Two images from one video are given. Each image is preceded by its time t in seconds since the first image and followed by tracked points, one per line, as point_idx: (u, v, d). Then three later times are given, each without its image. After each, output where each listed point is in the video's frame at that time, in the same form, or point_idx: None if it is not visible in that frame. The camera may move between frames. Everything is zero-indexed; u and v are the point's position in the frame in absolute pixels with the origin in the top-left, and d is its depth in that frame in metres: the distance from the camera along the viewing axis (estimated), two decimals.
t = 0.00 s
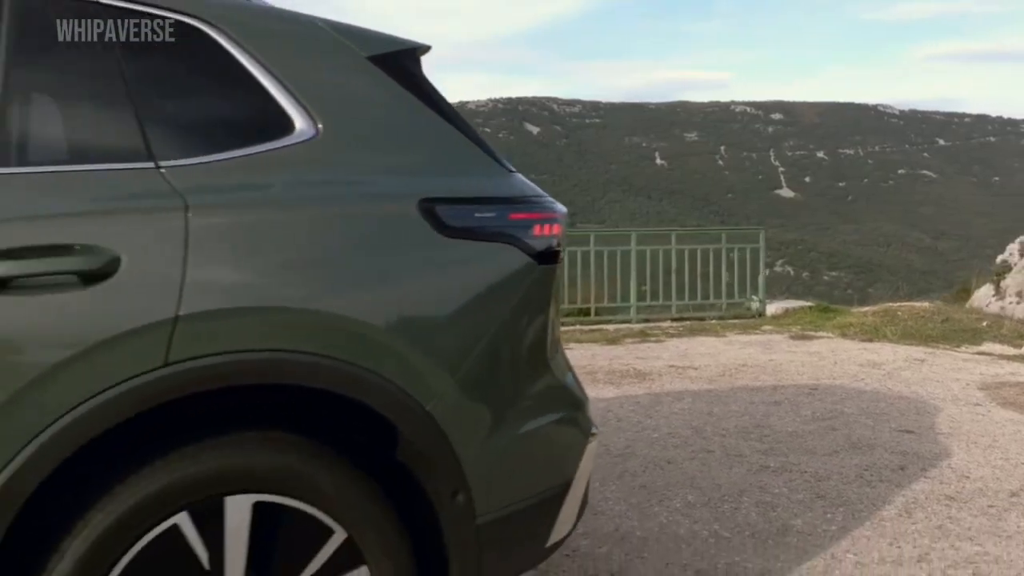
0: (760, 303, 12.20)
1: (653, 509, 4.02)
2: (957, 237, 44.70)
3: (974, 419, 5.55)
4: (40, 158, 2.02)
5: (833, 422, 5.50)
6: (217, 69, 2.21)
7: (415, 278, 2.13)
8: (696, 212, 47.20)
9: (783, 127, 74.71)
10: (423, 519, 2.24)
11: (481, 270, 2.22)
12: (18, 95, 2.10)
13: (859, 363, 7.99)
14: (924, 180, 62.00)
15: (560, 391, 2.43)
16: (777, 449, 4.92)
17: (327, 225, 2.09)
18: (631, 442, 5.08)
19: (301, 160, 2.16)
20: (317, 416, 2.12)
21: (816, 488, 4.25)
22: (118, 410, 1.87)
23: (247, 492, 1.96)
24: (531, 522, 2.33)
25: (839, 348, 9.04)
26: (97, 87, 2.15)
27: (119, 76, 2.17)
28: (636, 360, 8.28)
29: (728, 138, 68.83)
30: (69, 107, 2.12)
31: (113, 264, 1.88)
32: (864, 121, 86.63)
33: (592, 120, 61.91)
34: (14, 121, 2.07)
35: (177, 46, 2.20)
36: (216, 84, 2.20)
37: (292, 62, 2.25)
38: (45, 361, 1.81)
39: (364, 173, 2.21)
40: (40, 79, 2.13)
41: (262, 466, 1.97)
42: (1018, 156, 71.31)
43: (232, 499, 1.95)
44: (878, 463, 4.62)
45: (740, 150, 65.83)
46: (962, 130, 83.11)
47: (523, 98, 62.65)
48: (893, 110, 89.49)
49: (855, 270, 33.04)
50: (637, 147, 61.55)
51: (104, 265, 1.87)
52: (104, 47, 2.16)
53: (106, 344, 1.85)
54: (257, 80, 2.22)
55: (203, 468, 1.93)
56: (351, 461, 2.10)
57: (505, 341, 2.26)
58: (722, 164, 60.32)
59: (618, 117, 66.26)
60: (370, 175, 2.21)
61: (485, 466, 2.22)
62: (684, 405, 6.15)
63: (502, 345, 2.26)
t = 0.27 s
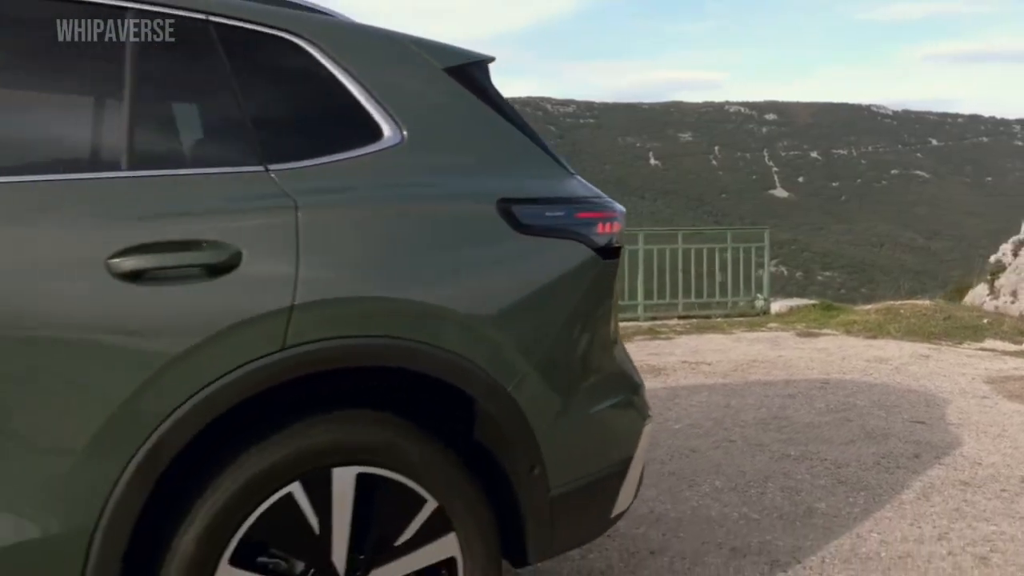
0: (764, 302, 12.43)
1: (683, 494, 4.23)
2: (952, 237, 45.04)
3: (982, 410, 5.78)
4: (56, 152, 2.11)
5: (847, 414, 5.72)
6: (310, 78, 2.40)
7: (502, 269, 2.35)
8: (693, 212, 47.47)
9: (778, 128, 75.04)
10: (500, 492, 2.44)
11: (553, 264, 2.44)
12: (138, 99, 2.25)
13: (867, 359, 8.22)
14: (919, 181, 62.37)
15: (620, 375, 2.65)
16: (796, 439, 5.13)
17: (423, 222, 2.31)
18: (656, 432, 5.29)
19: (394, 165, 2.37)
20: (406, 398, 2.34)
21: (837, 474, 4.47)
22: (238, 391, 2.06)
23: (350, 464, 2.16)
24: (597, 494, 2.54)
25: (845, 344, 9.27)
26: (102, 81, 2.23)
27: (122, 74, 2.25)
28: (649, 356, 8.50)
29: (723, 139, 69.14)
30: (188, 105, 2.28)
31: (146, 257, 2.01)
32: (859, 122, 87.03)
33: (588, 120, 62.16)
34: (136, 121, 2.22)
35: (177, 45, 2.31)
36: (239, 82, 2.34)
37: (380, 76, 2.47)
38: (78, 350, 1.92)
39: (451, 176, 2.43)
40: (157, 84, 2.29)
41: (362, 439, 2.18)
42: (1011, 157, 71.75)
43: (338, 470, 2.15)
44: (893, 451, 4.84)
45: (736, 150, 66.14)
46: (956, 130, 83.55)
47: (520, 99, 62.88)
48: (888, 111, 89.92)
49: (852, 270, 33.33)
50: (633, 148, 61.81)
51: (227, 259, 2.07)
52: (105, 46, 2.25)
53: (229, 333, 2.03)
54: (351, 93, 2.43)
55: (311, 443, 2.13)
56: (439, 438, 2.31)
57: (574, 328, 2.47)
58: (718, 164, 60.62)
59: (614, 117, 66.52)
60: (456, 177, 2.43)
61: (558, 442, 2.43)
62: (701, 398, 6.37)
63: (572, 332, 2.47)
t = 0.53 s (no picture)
0: (768, 300, 12.67)
1: (708, 479, 4.45)
2: (947, 237, 45.39)
3: (988, 402, 6.01)
4: (58, 151, 2.21)
5: (859, 406, 5.94)
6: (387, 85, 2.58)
7: (563, 264, 2.57)
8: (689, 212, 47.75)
9: (773, 127, 75.37)
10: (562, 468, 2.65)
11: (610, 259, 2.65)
12: (241, 100, 2.42)
13: (873, 354, 8.46)
14: (913, 181, 62.74)
15: (669, 362, 2.86)
16: (811, 429, 5.35)
17: (492, 221, 2.52)
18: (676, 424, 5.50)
19: (466, 168, 2.58)
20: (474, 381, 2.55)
21: (853, 461, 4.68)
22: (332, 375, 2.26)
23: (432, 440, 2.37)
24: (649, 471, 2.75)
25: (850, 341, 9.50)
26: (102, 81, 2.33)
27: (122, 73, 2.35)
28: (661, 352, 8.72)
29: (719, 139, 69.45)
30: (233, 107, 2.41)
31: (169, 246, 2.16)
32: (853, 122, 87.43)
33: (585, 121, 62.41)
34: (183, 122, 2.35)
35: (176, 45, 2.39)
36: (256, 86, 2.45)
37: (450, 84, 2.67)
38: (97, 331, 2.08)
39: (515, 178, 2.64)
40: (255, 87, 2.45)
41: (441, 419, 2.38)
42: (1005, 157, 72.17)
43: (421, 446, 2.35)
44: (906, 440, 5.06)
45: (731, 151, 66.45)
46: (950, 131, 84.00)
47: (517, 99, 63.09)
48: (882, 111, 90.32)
49: (848, 270, 33.62)
50: (630, 148, 62.09)
51: (324, 254, 2.28)
52: (104, 46, 2.33)
53: (322, 321, 2.25)
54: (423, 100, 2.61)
55: (396, 421, 2.33)
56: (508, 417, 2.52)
57: (629, 317, 2.68)
58: (714, 164, 60.92)
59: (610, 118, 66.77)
60: (520, 180, 2.64)
61: (615, 422, 2.64)
62: (716, 391, 6.59)
63: (627, 321, 2.68)
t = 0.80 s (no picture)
0: (771, 298, 12.87)
1: (727, 467, 4.64)
2: (942, 237, 45.69)
3: (992, 396, 6.21)
4: (59, 151, 2.30)
5: (867, 399, 6.14)
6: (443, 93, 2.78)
7: (606, 260, 2.76)
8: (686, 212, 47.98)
9: (769, 128, 75.66)
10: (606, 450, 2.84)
11: (651, 255, 2.84)
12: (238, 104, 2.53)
13: (877, 350, 8.66)
14: (908, 181, 63.05)
15: (704, 351, 3.05)
16: (823, 420, 5.55)
17: (543, 219, 2.70)
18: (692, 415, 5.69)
19: (518, 169, 2.77)
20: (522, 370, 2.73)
21: (865, 451, 4.88)
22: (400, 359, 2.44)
23: (490, 422, 2.55)
24: (686, 454, 2.94)
25: (853, 337, 9.71)
26: (101, 81, 2.42)
27: (122, 73, 2.44)
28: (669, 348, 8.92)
29: (715, 139, 69.71)
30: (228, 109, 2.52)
31: (178, 236, 2.27)
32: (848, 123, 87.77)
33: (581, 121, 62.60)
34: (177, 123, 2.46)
35: (176, 44, 2.49)
36: (263, 85, 2.58)
37: (500, 92, 2.85)
38: (98, 319, 2.16)
39: (561, 179, 2.83)
40: (254, 87, 2.57)
41: (498, 403, 2.56)
42: (999, 157, 72.56)
43: (479, 429, 2.53)
44: (914, 431, 5.25)
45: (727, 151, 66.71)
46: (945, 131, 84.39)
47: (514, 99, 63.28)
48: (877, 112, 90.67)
49: (844, 270, 33.87)
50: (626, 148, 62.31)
51: (393, 248, 2.46)
52: (105, 45, 2.42)
53: (390, 312, 2.42)
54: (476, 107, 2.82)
55: (459, 405, 2.50)
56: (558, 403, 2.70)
57: (668, 309, 2.87)
58: (710, 164, 61.18)
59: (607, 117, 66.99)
60: (566, 180, 2.83)
61: (656, 407, 2.83)
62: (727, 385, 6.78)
63: (666, 312, 2.87)
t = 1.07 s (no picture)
0: (773, 297, 13.10)
1: (747, 455, 4.84)
2: (936, 237, 46.02)
3: (996, 389, 6.43)
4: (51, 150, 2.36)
5: (876, 392, 6.36)
6: (501, 102, 2.97)
7: (649, 255, 2.96)
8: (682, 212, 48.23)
9: (763, 128, 75.99)
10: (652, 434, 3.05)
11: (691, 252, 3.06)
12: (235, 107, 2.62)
13: (881, 346, 8.88)
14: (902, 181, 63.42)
15: (739, 341, 3.26)
16: (835, 412, 5.76)
17: (594, 218, 2.91)
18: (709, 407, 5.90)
19: (569, 172, 2.97)
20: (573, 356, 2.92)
21: (878, 440, 5.09)
22: (470, 348, 2.63)
23: (549, 405, 2.74)
24: (724, 437, 3.16)
25: (856, 334, 9.93)
26: (96, 80, 2.46)
27: (119, 73, 2.49)
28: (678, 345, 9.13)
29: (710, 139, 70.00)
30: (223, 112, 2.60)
31: (199, 229, 2.38)
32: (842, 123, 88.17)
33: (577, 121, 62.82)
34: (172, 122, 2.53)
35: (175, 45, 2.56)
36: (272, 83, 2.67)
37: (551, 99, 3.05)
38: (109, 316, 2.26)
39: (609, 181, 3.03)
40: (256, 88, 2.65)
41: (556, 388, 2.76)
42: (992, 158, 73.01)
43: (539, 411, 2.73)
44: (924, 422, 5.47)
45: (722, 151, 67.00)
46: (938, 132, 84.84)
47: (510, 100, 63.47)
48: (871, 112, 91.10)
49: (840, 269, 34.15)
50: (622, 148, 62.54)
51: (462, 245, 2.66)
52: (104, 45, 2.48)
53: (461, 303, 2.62)
54: (530, 112, 3.00)
55: (521, 390, 2.70)
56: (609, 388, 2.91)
57: (707, 301, 3.08)
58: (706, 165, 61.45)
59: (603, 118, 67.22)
60: (613, 181, 3.03)
61: (697, 392, 3.04)
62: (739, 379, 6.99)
63: (705, 304, 3.08)
